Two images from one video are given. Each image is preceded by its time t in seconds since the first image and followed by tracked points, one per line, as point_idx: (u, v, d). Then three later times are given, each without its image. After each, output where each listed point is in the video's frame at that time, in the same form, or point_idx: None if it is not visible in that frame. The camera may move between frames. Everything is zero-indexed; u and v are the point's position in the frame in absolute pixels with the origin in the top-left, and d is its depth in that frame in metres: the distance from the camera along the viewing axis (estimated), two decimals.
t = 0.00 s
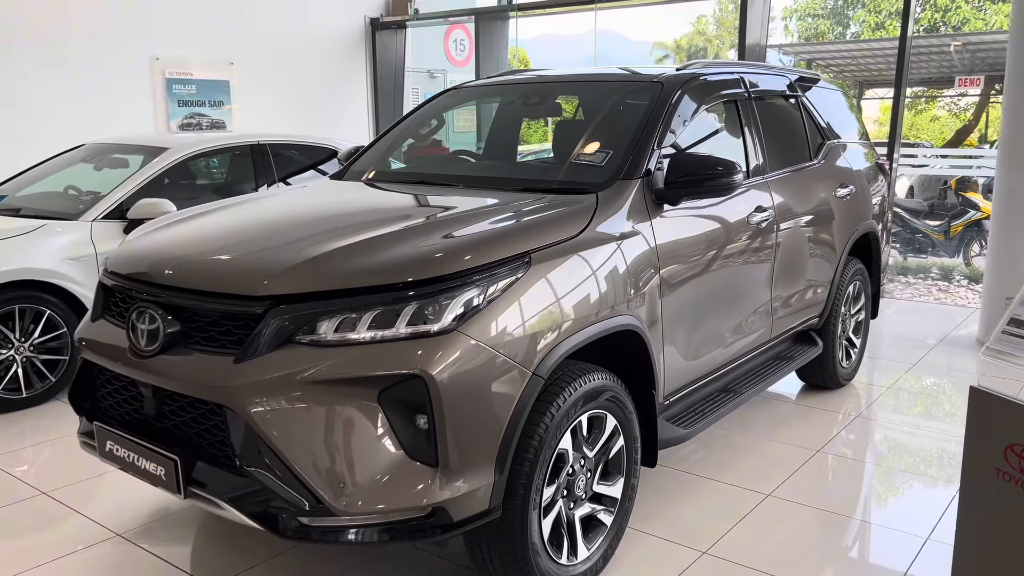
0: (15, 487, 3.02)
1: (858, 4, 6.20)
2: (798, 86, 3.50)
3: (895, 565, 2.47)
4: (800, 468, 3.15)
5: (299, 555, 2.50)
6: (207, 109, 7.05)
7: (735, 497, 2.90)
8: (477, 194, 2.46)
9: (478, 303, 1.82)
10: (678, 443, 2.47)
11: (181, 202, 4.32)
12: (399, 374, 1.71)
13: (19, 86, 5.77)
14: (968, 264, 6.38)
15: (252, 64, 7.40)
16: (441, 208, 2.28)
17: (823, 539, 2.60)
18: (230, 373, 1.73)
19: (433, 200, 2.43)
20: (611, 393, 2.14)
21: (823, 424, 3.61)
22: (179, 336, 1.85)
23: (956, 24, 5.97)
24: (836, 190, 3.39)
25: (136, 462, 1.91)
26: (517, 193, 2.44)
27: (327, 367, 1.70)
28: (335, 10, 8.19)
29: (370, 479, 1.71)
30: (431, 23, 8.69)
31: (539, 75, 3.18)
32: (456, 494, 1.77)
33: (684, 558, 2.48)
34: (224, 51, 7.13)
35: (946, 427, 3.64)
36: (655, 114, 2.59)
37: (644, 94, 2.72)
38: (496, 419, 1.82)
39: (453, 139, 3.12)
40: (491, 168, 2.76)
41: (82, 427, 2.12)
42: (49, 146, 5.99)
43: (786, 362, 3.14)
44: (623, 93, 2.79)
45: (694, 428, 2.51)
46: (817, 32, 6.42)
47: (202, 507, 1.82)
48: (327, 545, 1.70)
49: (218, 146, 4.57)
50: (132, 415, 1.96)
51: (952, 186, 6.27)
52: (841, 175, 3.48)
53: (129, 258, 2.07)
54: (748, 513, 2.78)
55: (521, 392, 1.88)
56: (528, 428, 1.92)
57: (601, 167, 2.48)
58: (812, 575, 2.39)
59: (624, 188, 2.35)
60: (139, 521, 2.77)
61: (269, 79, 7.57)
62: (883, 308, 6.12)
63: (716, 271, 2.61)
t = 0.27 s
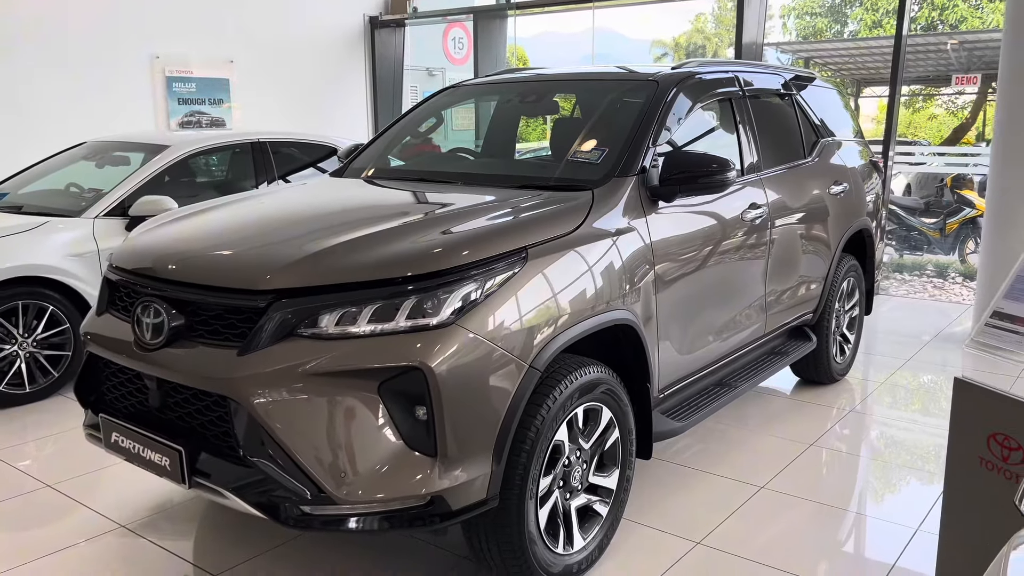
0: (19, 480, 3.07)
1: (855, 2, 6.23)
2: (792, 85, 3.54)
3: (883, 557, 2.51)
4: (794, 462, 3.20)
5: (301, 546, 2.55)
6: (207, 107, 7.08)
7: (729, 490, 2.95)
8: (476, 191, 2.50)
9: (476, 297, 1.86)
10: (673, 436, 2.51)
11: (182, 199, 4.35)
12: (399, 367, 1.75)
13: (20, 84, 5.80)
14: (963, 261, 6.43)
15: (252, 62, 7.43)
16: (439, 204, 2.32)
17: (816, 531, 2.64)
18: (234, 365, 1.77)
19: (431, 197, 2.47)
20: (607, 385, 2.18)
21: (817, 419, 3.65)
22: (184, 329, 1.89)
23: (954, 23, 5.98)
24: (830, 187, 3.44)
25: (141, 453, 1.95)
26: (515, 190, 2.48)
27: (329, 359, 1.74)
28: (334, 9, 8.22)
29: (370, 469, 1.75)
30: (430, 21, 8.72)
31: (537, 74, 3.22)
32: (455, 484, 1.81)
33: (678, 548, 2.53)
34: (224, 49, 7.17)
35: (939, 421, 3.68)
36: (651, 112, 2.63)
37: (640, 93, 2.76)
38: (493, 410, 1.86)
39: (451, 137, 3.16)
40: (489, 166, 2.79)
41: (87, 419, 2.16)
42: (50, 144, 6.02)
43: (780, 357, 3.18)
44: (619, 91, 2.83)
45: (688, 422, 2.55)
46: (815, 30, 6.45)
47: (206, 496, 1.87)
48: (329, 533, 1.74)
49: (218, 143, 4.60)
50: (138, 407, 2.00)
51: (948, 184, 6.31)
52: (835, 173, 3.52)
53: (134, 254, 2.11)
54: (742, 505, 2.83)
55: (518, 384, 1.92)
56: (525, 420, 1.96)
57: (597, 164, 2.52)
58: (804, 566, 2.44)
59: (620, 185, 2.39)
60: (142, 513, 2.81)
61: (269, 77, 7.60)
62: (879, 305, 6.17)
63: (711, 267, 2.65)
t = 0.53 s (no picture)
0: (24, 474, 3.10)
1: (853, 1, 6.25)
2: (790, 83, 3.56)
3: (876, 551, 2.54)
4: (791, 457, 3.23)
5: (303, 538, 2.58)
6: (207, 105, 7.10)
7: (726, 484, 2.99)
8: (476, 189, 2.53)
9: (477, 292, 1.89)
10: (671, 430, 2.55)
11: (184, 197, 4.38)
12: (402, 360, 1.78)
13: (21, 82, 5.83)
14: (960, 258, 6.46)
15: (251, 60, 7.45)
16: (440, 201, 2.34)
17: (813, 525, 2.68)
18: (239, 358, 1.80)
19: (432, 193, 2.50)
20: (605, 379, 2.21)
21: (814, 414, 3.69)
22: (189, 323, 1.92)
23: (952, 22, 5.97)
24: (827, 184, 3.47)
25: (147, 445, 1.99)
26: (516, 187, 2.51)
27: (333, 352, 1.77)
28: (334, 7, 8.24)
29: (373, 461, 1.78)
30: (429, 20, 8.74)
31: (536, 72, 3.25)
32: (456, 475, 1.84)
33: (675, 540, 2.57)
34: (224, 48, 7.19)
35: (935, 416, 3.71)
36: (649, 111, 2.66)
37: (638, 91, 2.79)
38: (494, 403, 1.89)
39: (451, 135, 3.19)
40: (489, 163, 2.82)
41: (93, 412, 2.19)
42: (51, 142, 6.04)
43: (777, 353, 3.22)
44: (619, 90, 2.86)
45: (686, 416, 2.58)
46: (814, 29, 6.48)
47: (211, 487, 1.90)
48: (332, 523, 1.77)
49: (220, 141, 4.63)
50: (144, 400, 2.04)
51: (945, 182, 6.34)
52: (832, 170, 3.55)
53: (139, 249, 2.14)
54: (739, 499, 2.87)
55: (518, 378, 1.95)
56: (525, 413, 1.99)
57: (595, 161, 2.55)
58: (800, 558, 2.47)
59: (619, 181, 2.42)
60: (146, 507, 2.84)
61: (269, 76, 7.62)
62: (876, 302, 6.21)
63: (710, 263, 2.68)
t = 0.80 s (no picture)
0: (28, 470, 3.12)
1: None
2: (788, 82, 3.59)
3: (872, 547, 2.57)
4: (789, 453, 3.26)
5: (306, 533, 2.61)
6: (208, 104, 7.13)
7: (725, 480, 3.02)
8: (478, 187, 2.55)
9: (478, 289, 1.92)
10: (670, 426, 2.58)
11: (186, 195, 4.40)
12: (405, 357, 1.81)
13: (23, 81, 5.85)
14: (958, 257, 6.49)
15: (252, 59, 7.47)
16: (442, 200, 2.37)
17: (810, 521, 2.70)
18: (244, 354, 1.82)
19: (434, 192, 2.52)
20: (605, 375, 2.24)
21: (812, 411, 3.72)
22: (195, 320, 1.95)
23: (950, 21, 5.99)
24: (825, 183, 3.50)
25: (152, 440, 2.02)
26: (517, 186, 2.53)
27: (336, 349, 1.80)
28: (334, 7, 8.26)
29: (375, 456, 1.81)
30: (429, 19, 8.76)
31: (536, 72, 3.28)
32: (458, 470, 1.87)
33: (674, 535, 2.59)
34: (224, 47, 7.21)
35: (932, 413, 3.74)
36: (649, 111, 2.69)
37: (638, 91, 2.82)
38: (495, 399, 1.92)
39: (452, 135, 3.21)
40: (490, 162, 2.85)
41: (98, 408, 2.22)
42: (52, 141, 6.07)
43: (775, 350, 3.25)
44: (619, 89, 2.89)
45: (685, 412, 2.61)
46: (812, 28, 6.51)
47: (216, 482, 1.93)
48: (335, 517, 1.80)
49: (222, 140, 4.65)
50: (150, 396, 2.06)
51: (943, 181, 6.37)
52: (830, 169, 3.58)
53: (144, 247, 2.17)
54: (737, 495, 2.90)
55: (519, 375, 1.97)
56: (526, 409, 2.02)
57: (595, 160, 2.58)
58: (798, 554, 2.50)
59: (618, 180, 2.45)
60: (150, 502, 2.87)
61: (269, 75, 7.64)
62: (874, 301, 6.23)
63: (710, 261, 2.71)
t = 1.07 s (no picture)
0: (32, 468, 3.14)
1: None
2: (788, 82, 3.61)
3: (870, 544, 2.58)
4: (788, 451, 3.28)
5: (309, 529, 2.63)
6: (209, 104, 7.15)
7: (724, 477, 3.04)
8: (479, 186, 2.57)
9: (480, 287, 1.94)
10: (670, 423, 2.59)
11: (188, 194, 4.42)
12: (408, 354, 1.83)
13: (24, 80, 5.86)
14: (957, 256, 6.51)
15: (253, 58, 7.48)
16: (444, 199, 2.39)
17: (809, 519, 2.72)
18: (248, 352, 1.84)
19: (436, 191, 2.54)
20: (605, 373, 2.25)
21: (812, 409, 3.74)
22: (200, 318, 1.97)
23: (950, 20, 6.00)
24: (824, 182, 3.52)
25: (157, 437, 2.04)
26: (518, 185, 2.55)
27: (340, 346, 1.82)
28: (334, 6, 8.27)
29: (378, 452, 1.83)
30: (430, 18, 8.78)
31: (537, 72, 3.30)
32: (460, 466, 1.89)
33: (674, 532, 2.61)
34: (225, 47, 7.23)
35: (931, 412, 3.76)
36: (649, 111, 2.71)
37: (638, 91, 2.83)
38: (497, 395, 1.94)
39: (453, 134, 3.23)
40: (491, 161, 2.87)
41: (104, 406, 2.24)
42: (54, 140, 6.08)
43: (774, 349, 3.26)
44: (619, 89, 2.90)
45: (685, 410, 2.63)
46: (812, 27, 6.52)
47: (221, 478, 1.95)
48: (339, 513, 1.82)
49: (224, 139, 4.67)
50: (155, 394, 2.08)
51: (943, 180, 6.38)
52: (829, 168, 3.60)
53: (149, 246, 2.19)
54: (737, 492, 2.91)
55: (521, 372, 1.99)
56: (527, 406, 2.03)
57: (595, 160, 2.59)
58: (797, 550, 2.52)
59: (619, 180, 2.46)
60: (153, 500, 2.89)
61: (270, 74, 7.65)
62: (874, 299, 6.25)
63: (710, 260, 2.73)
